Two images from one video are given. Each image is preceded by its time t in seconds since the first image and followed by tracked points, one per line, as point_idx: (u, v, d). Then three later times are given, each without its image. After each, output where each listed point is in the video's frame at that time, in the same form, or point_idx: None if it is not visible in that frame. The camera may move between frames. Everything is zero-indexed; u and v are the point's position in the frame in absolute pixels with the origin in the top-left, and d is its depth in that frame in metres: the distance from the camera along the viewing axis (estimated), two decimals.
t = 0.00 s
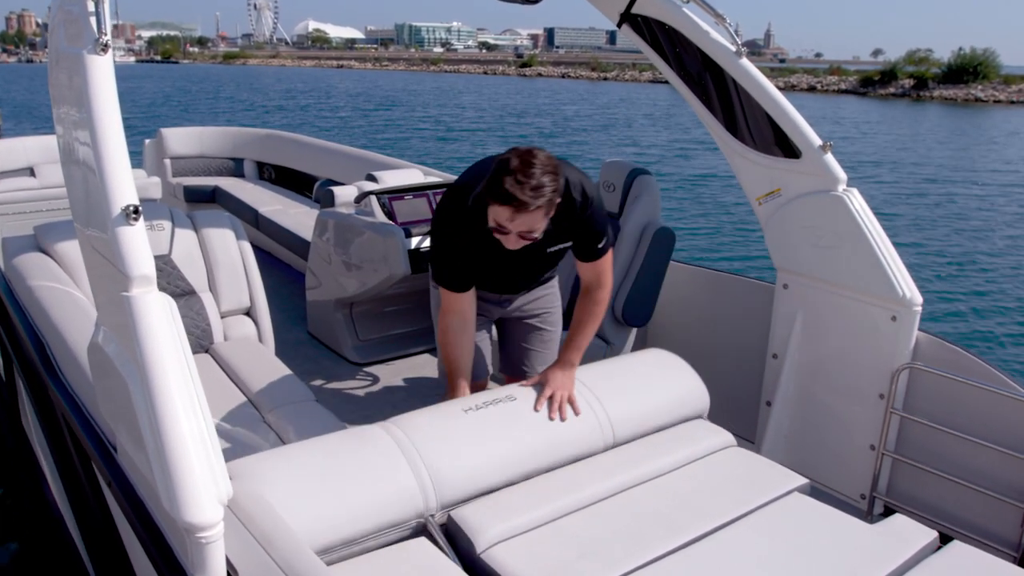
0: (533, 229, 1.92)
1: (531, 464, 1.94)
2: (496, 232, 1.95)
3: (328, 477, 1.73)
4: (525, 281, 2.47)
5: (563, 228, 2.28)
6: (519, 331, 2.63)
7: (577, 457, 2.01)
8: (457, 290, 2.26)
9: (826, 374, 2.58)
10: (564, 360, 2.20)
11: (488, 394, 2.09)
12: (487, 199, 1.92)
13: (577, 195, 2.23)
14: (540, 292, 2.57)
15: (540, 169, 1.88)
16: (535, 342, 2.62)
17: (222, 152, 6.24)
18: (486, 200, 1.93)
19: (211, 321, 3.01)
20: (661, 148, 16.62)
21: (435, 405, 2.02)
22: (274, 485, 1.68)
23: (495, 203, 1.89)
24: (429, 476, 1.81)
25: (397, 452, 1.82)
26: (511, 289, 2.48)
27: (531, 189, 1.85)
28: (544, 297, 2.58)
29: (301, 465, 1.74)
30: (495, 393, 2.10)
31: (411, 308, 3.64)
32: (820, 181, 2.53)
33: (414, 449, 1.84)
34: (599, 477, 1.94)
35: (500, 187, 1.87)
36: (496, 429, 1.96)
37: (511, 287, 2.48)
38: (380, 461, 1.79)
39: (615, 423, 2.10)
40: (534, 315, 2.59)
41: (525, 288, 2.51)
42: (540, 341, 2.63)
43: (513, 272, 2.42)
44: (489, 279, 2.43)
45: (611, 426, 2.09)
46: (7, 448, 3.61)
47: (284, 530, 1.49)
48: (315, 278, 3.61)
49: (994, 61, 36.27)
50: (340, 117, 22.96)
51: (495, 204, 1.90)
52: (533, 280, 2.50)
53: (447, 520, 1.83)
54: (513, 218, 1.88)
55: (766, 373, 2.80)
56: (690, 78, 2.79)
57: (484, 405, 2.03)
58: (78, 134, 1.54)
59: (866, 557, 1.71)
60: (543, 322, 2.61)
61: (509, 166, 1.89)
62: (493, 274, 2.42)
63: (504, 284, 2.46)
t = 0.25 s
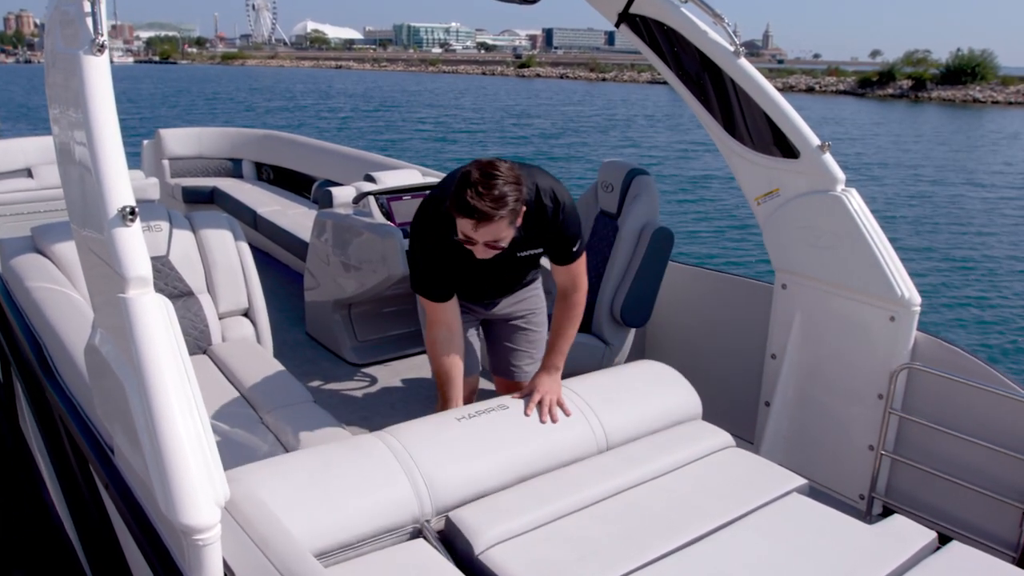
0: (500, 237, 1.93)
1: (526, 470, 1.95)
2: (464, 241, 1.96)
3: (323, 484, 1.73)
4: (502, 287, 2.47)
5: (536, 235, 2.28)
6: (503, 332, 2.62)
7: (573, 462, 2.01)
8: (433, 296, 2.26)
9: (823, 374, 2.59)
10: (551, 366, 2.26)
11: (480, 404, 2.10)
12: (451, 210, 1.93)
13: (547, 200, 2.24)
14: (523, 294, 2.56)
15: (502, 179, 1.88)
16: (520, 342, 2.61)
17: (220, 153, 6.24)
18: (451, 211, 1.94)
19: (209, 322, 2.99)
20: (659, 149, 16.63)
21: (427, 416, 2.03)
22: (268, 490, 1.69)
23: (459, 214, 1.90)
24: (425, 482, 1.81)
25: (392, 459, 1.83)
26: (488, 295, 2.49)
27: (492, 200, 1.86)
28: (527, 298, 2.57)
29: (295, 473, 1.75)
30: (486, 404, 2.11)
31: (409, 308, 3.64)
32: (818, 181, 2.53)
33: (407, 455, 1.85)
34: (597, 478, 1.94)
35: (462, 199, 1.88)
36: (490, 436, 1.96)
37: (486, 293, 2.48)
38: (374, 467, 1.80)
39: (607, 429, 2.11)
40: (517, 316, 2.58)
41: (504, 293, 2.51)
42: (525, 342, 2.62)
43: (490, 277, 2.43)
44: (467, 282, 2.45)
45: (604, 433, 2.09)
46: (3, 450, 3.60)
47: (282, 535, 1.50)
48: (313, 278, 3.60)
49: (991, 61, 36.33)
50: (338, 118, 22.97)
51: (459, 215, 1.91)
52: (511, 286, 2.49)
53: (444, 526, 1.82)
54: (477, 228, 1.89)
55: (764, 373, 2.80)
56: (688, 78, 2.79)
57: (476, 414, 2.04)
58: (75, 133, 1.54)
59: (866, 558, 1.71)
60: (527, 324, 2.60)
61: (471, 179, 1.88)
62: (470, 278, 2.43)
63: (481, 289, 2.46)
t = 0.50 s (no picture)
0: (488, 215, 1.92)
1: (523, 472, 1.94)
2: (453, 221, 1.96)
3: (320, 486, 1.73)
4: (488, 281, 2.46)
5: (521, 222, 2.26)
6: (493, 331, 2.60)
7: (570, 464, 2.01)
8: (419, 280, 2.26)
9: (821, 375, 2.59)
10: (541, 360, 2.26)
11: (477, 407, 2.10)
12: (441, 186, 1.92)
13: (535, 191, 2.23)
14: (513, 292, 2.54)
15: (491, 155, 1.89)
16: (511, 342, 2.58)
17: (218, 154, 6.23)
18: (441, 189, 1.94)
19: (207, 323, 3.00)
20: (657, 151, 16.64)
21: (425, 419, 2.03)
22: (265, 492, 1.69)
23: (448, 189, 1.89)
24: (422, 485, 1.81)
25: (389, 462, 1.83)
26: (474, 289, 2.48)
27: (481, 174, 1.86)
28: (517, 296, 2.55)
29: (291, 475, 1.75)
30: (483, 407, 2.11)
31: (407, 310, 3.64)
32: (815, 182, 2.53)
33: (405, 457, 1.85)
34: (595, 480, 1.93)
35: (451, 173, 1.88)
36: (487, 439, 1.96)
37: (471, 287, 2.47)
38: (372, 469, 1.80)
39: (605, 431, 2.10)
40: (508, 315, 2.55)
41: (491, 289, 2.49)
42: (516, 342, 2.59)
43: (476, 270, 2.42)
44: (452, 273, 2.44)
45: (601, 435, 2.09)
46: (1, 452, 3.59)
47: (278, 536, 1.50)
48: (311, 280, 3.60)
49: (990, 62, 36.37)
50: (337, 120, 22.98)
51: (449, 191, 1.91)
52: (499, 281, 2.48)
53: (441, 528, 1.81)
54: (466, 203, 1.88)
55: (762, 375, 2.79)
56: (685, 79, 2.79)
57: (474, 417, 2.04)
58: (71, 135, 1.54)
59: (864, 558, 1.71)
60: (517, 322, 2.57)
61: (460, 155, 1.89)
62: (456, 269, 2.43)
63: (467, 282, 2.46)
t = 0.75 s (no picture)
0: (487, 218, 1.93)
1: (520, 473, 1.94)
2: (452, 223, 1.95)
3: (317, 487, 1.73)
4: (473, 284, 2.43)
5: (511, 222, 2.27)
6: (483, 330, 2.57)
7: (567, 465, 2.01)
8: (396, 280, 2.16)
9: (818, 376, 2.59)
10: (531, 355, 2.31)
11: (474, 409, 2.11)
12: (439, 188, 1.92)
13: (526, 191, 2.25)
14: (503, 291, 2.53)
15: (489, 157, 1.88)
16: (503, 340, 2.56)
17: (216, 156, 6.23)
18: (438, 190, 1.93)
19: (203, 324, 3.00)
20: (655, 152, 16.64)
21: (421, 421, 2.03)
22: (262, 493, 1.68)
23: (448, 191, 1.89)
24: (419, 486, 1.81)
25: (386, 463, 1.83)
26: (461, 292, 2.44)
27: (482, 178, 1.86)
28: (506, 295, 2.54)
29: (287, 476, 1.75)
30: (479, 410, 2.11)
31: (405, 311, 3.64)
32: (813, 184, 2.54)
33: (402, 459, 1.85)
34: (592, 481, 1.93)
35: (451, 175, 1.87)
36: (483, 441, 1.97)
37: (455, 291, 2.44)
38: (369, 470, 1.80)
39: (601, 433, 2.11)
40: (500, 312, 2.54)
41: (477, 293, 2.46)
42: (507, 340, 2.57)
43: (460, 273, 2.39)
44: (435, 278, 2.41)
45: (598, 436, 2.09)
46: None
47: (275, 537, 1.50)
48: (308, 282, 3.60)
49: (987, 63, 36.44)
50: (335, 121, 22.99)
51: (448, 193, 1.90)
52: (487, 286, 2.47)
53: (438, 530, 1.82)
54: (467, 206, 1.88)
55: (760, 376, 2.80)
56: (683, 80, 2.79)
57: (471, 419, 2.04)
58: (68, 137, 1.54)
59: (862, 558, 1.72)
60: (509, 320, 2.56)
61: (459, 156, 1.88)
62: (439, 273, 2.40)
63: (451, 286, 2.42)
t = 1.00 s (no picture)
0: (495, 193, 1.93)
1: (517, 476, 1.95)
2: (459, 202, 1.94)
3: (314, 490, 1.73)
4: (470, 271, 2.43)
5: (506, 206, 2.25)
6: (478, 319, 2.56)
7: (564, 468, 2.02)
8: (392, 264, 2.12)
9: (815, 378, 2.59)
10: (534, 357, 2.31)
11: (470, 413, 2.11)
12: (447, 166, 1.92)
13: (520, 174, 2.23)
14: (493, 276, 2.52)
15: (494, 131, 1.89)
16: (496, 324, 2.54)
17: (213, 158, 6.22)
18: (445, 169, 1.92)
19: (200, 327, 2.99)
20: (652, 154, 16.66)
21: (417, 426, 2.04)
22: (259, 496, 1.69)
23: (457, 167, 1.89)
24: (415, 489, 1.81)
25: (383, 467, 1.83)
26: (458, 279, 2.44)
27: (489, 149, 1.87)
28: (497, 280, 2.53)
29: (284, 479, 1.75)
30: (475, 413, 2.12)
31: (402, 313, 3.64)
32: (809, 186, 2.54)
33: (398, 463, 1.85)
34: (589, 484, 1.93)
35: (457, 148, 1.88)
36: (480, 443, 1.97)
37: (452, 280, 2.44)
38: (365, 474, 1.80)
39: (598, 436, 2.11)
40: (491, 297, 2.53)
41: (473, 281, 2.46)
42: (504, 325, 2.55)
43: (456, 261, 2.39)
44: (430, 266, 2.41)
45: (595, 439, 2.10)
46: None
47: (272, 539, 1.50)
48: (306, 284, 3.60)
49: (983, 64, 36.51)
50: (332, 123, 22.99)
51: (456, 170, 1.91)
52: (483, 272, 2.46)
53: (434, 533, 1.83)
54: (476, 180, 1.89)
55: (756, 378, 2.80)
56: (679, 82, 2.79)
57: (467, 423, 2.04)
58: (65, 139, 1.54)
59: (860, 559, 1.72)
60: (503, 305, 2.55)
61: (462, 130, 1.89)
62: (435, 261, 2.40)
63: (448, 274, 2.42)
